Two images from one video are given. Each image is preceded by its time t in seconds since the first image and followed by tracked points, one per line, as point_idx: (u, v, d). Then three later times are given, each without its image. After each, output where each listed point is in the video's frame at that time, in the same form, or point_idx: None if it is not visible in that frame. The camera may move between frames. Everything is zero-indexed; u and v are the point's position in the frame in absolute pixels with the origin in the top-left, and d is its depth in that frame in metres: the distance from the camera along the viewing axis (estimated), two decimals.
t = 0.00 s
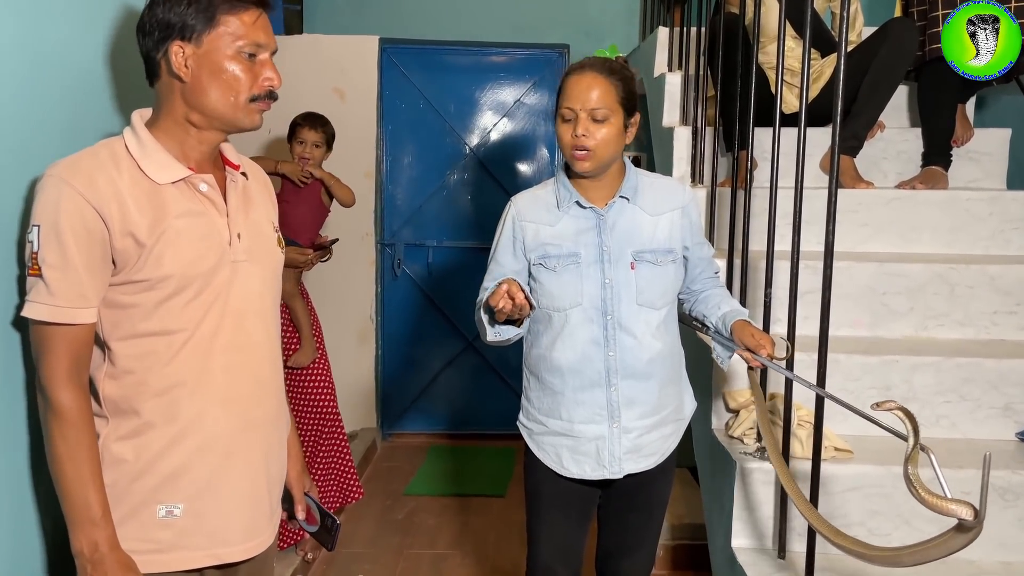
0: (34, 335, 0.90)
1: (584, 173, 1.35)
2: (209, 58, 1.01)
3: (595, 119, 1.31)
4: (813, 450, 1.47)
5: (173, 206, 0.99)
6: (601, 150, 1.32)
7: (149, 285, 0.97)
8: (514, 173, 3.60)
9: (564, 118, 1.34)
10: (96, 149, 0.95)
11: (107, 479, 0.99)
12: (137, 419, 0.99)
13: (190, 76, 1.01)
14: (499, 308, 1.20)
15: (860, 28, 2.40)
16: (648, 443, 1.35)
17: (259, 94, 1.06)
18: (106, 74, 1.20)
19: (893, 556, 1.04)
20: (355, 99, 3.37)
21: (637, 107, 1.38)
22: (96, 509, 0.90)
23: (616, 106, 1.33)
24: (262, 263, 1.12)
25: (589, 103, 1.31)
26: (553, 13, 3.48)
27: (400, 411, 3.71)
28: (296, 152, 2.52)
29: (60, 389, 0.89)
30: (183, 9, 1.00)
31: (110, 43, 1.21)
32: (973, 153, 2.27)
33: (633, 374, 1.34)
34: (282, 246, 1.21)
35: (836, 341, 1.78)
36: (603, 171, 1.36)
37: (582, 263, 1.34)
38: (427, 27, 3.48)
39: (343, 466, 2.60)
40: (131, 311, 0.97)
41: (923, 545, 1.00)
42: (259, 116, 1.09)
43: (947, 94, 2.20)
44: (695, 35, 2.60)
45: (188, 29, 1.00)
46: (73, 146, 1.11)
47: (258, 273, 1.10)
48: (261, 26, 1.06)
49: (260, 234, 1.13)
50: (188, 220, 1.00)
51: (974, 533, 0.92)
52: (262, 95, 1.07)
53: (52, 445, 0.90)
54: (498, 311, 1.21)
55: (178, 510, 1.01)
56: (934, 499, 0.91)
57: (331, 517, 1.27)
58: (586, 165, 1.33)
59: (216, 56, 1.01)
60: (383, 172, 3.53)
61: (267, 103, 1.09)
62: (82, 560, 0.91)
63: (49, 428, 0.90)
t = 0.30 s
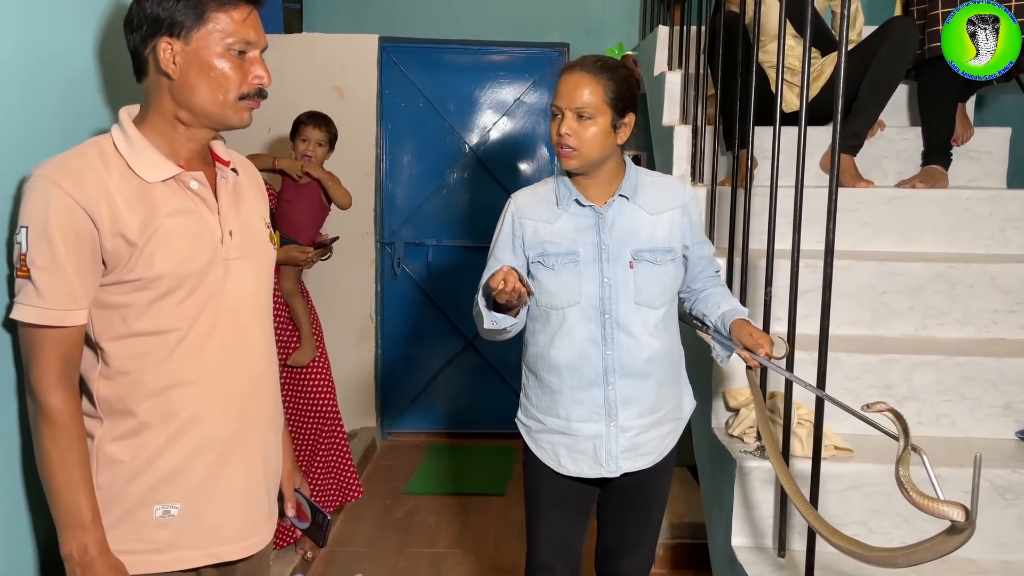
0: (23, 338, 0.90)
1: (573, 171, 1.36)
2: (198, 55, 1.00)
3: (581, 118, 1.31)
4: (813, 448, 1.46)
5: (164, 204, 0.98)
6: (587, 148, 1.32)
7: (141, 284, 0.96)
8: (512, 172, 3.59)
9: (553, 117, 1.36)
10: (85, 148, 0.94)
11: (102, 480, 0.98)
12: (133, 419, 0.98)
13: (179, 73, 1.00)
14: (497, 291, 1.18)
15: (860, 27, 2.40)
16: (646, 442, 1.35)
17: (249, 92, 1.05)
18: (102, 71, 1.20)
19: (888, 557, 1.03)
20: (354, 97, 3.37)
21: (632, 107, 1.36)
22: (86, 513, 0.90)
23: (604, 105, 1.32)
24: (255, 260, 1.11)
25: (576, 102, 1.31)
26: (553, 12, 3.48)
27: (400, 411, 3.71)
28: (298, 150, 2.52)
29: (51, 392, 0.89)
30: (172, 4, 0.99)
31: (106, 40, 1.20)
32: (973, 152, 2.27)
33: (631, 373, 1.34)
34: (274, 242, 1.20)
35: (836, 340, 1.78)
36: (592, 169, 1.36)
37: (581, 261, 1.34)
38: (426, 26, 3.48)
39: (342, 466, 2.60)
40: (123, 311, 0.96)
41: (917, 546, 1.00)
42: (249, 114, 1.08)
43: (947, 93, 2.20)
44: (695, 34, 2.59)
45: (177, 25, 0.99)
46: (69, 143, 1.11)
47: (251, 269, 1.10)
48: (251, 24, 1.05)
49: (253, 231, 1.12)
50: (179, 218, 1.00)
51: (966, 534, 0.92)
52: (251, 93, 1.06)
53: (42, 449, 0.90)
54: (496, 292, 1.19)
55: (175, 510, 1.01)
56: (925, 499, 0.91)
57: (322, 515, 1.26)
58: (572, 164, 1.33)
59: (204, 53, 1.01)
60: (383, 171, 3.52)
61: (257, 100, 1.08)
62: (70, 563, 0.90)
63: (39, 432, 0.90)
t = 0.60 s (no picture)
0: (8, 346, 0.89)
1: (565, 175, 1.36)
2: (176, 52, 0.98)
3: (571, 123, 1.31)
4: (811, 448, 1.46)
5: (148, 206, 0.97)
6: (576, 153, 1.32)
7: (129, 288, 0.96)
8: (510, 171, 3.59)
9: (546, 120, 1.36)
10: (65, 150, 0.93)
11: (95, 483, 0.98)
12: (126, 422, 0.98)
13: (157, 70, 0.98)
14: (491, 311, 1.21)
15: (858, 27, 2.40)
16: (644, 443, 1.35)
17: (229, 89, 1.03)
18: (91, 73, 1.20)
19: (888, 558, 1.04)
20: (352, 97, 3.37)
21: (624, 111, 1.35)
22: (72, 524, 0.90)
23: (595, 109, 1.31)
24: (244, 259, 1.10)
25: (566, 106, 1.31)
26: (551, 11, 3.48)
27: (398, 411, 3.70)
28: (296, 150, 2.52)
29: (35, 400, 0.89)
30: None
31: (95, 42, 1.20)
32: (971, 152, 2.27)
33: (628, 374, 1.34)
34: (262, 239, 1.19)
35: (834, 340, 1.78)
36: (584, 173, 1.36)
37: (577, 262, 1.34)
38: (423, 26, 3.47)
39: (340, 466, 2.59)
40: (111, 315, 0.96)
41: (916, 548, 1.00)
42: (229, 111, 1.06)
43: (945, 94, 2.21)
44: (693, 33, 2.59)
45: (154, 21, 0.96)
46: (55, 144, 1.11)
47: (239, 268, 1.09)
48: (230, 20, 1.03)
49: (241, 229, 1.12)
50: (166, 219, 0.99)
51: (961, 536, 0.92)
52: (232, 90, 1.03)
53: (27, 458, 0.89)
54: (491, 313, 1.22)
55: (169, 512, 1.01)
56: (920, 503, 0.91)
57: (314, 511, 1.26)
58: (563, 168, 1.34)
59: (182, 51, 0.98)
60: (380, 171, 3.52)
61: (238, 97, 1.06)
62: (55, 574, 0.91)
63: (24, 441, 0.89)
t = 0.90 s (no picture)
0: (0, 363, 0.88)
1: (590, 178, 1.34)
2: (159, 57, 0.97)
3: (604, 123, 1.31)
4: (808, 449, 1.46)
5: (142, 215, 0.96)
6: (610, 153, 1.32)
7: (127, 299, 0.95)
8: (508, 171, 3.59)
9: (568, 123, 1.32)
10: (54, 162, 0.91)
11: (91, 490, 0.98)
12: (123, 430, 0.98)
13: (139, 76, 0.97)
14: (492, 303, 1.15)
15: (854, 29, 2.40)
16: (641, 444, 1.35)
17: (213, 95, 1.02)
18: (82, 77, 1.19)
19: (883, 559, 1.04)
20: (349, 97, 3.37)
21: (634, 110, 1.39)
22: (71, 543, 0.90)
23: (619, 110, 1.33)
24: (235, 262, 1.10)
25: (597, 108, 1.30)
26: (548, 12, 3.48)
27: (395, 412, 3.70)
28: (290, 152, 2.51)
29: (30, 416, 0.88)
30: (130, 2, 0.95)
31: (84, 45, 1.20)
32: (967, 153, 2.28)
33: (625, 375, 1.34)
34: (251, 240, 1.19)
35: (831, 341, 1.78)
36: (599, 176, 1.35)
37: (574, 264, 1.34)
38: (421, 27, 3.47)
39: (337, 466, 2.59)
40: (109, 327, 0.96)
41: (912, 548, 1.01)
42: (213, 116, 1.05)
43: (942, 95, 2.21)
44: (690, 34, 2.59)
45: (137, 25, 0.95)
46: (39, 150, 1.12)
47: (231, 274, 1.09)
48: (214, 24, 1.02)
49: (231, 232, 1.12)
50: (160, 227, 0.98)
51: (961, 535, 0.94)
52: (216, 96, 1.03)
53: (24, 475, 0.89)
54: (495, 318, 1.16)
55: (167, 518, 1.01)
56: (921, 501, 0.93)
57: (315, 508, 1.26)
58: (595, 171, 1.32)
59: (166, 55, 0.98)
60: (377, 172, 3.52)
61: (222, 102, 1.05)
62: None
63: (20, 459, 0.89)
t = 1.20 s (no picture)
0: None
1: (586, 169, 1.34)
2: (155, 61, 0.97)
3: (599, 111, 1.31)
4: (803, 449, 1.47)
5: (138, 221, 0.96)
6: (606, 141, 1.31)
7: (123, 306, 0.95)
8: (505, 172, 3.60)
9: (564, 112, 1.32)
10: (49, 168, 0.91)
11: (85, 494, 0.97)
12: (117, 434, 0.98)
13: (135, 79, 0.97)
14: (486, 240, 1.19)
15: (849, 31, 2.41)
16: (636, 443, 1.35)
17: (209, 99, 1.02)
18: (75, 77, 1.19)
19: (887, 553, 1.08)
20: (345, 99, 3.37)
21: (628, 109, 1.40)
22: (69, 551, 0.90)
23: (614, 101, 1.34)
24: (228, 265, 1.10)
25: (591, 95, 1.31)
26: (545, 14, 3.49)
27: (391, 413, 3.69)
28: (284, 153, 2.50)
29: (27, 424, 0.88)
30: (127, 5, 0.95)
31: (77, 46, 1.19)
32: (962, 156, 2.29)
33: (621, 374, 1.34)
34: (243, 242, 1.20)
35: (825, 342, 1.79)
36: (597, 169, 1.34)
37: (569, 263, 1.34)
38: (417, 29, 3.48)
39: (332, 467, 2.59)
40: (105, 334, 0.95)
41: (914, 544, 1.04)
42: (208, 120, 1.05)
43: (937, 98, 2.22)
44: (686, 37, 2.60)
45: (133, 28, 0.95)
46: (31, 152, 1.12)
47: (227, 282, 1.10)
48: (212, 28, 1.02)
49: (225, 236, 1.12)
50: (156, 233, 0.98)
51: (959, 533, 0.97)
52: (212, 99, 1.03)
53: (20, 483, 0.89)
54: (490, 274, 1.20)
55: (162, 522, 1.00)
56: (922, 501, 0.96)
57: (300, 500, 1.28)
58: (591, 159, 1.31)
59: (162, 59, 0.97)
60: (374, 172, 3.51)
61: (217, 106, 1.05)
62: None
63: (16, 468, 0.89)
